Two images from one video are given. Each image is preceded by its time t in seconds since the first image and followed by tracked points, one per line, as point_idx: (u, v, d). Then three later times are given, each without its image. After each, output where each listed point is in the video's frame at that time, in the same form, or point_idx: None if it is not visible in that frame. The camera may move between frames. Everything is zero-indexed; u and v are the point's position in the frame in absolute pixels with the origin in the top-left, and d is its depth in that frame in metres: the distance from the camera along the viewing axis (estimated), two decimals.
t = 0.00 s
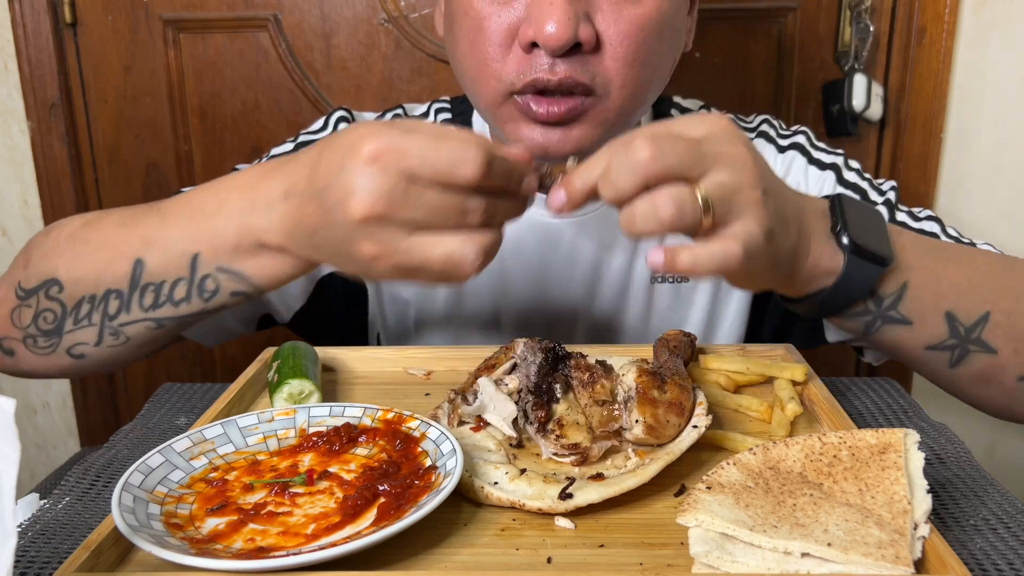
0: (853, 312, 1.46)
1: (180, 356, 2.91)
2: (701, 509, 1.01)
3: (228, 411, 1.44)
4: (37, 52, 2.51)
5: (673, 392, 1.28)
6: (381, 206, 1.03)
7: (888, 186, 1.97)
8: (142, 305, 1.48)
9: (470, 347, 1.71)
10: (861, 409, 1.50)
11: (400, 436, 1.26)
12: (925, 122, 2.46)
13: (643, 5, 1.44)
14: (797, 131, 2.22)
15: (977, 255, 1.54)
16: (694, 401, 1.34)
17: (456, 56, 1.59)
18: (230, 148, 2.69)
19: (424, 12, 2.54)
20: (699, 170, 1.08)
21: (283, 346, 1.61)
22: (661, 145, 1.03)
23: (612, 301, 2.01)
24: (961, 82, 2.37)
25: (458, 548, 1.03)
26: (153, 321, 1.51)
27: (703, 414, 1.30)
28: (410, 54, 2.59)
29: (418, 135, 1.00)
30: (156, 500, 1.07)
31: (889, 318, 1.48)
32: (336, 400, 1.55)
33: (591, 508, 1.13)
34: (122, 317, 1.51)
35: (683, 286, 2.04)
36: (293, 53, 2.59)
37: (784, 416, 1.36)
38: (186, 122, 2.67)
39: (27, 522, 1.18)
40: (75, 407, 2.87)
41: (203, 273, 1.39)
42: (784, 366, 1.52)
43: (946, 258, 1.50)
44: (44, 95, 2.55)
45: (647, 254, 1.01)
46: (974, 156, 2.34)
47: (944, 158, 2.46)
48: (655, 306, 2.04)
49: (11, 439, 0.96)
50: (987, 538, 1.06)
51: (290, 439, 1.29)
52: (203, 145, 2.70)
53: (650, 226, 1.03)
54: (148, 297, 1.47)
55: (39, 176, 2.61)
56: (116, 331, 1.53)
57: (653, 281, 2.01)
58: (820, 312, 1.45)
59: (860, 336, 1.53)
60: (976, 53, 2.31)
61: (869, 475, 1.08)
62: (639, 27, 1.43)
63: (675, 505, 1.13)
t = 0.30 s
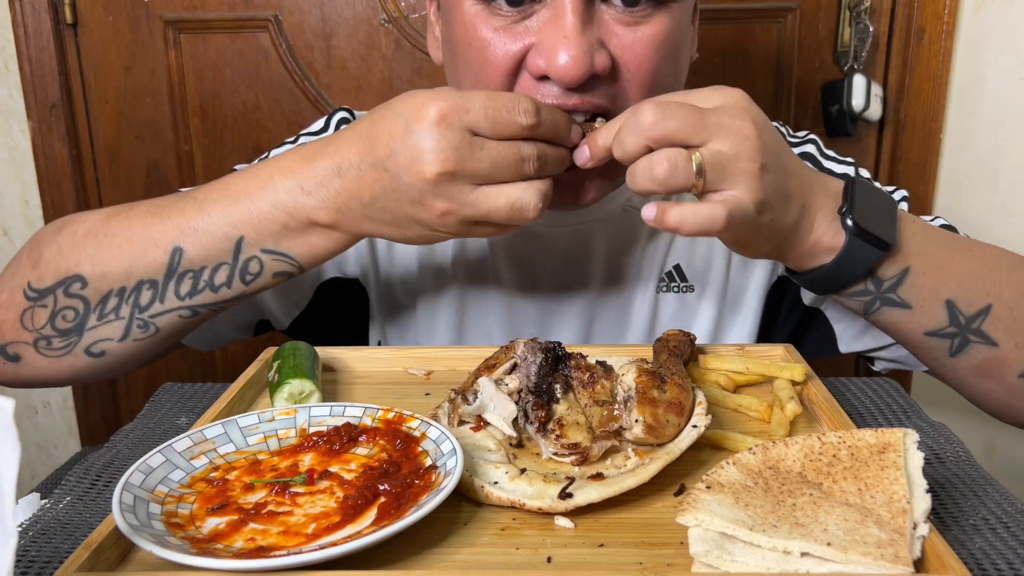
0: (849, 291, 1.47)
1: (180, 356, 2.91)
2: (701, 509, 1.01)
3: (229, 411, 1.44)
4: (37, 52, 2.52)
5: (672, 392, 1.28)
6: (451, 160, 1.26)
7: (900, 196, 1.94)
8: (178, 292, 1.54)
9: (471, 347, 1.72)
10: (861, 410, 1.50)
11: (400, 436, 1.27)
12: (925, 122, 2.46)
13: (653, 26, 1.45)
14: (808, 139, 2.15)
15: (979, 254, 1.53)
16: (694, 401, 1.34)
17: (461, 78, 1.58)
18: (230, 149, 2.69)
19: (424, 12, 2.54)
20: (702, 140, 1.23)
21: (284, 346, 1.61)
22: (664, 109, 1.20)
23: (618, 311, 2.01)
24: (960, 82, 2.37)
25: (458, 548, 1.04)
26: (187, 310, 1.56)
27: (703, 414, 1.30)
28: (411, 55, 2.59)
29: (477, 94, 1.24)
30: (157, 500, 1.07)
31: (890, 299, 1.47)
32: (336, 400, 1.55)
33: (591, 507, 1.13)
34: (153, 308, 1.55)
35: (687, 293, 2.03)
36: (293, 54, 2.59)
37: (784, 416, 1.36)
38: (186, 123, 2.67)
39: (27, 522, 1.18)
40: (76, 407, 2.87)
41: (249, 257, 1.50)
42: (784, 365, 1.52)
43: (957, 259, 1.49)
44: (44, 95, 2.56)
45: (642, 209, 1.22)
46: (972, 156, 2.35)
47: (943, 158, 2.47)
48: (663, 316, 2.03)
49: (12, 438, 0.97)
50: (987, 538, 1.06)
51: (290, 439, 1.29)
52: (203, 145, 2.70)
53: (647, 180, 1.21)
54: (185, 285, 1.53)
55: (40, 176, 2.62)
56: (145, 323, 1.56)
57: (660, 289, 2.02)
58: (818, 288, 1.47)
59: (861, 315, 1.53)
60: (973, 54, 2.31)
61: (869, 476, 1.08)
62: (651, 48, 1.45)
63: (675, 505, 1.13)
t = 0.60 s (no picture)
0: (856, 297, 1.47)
1: (180, 356, 2.91)
2: (701, 509, 1.01)
3: (229, 411, 1.44)
4: (38, 52, 2.52)
5: (672, 392, 1.28)
6: (446, 177, 1.25)
7: (903, 196, 1.95)
8: (172, 303, 1.55)
9: (471, 347, 1.72)
10: (861, 410, 1.50)
11: (400, 435, 1.27)
12: (925, 122, 2.45)
13: (659, 39, 1.46)
14: (811, 138, 2.16)
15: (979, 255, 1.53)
16: (694, 401, 1.34)
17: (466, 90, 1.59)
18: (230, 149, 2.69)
19: (424, 12, 2.54)
20: (724, 143, 1.23)
21: (284, 346, 1.61)
22: (687, 112, 1.19)
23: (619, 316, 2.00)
24: (960, 82, 2.37)
25: (458, 547, 1.04)
26: (181, 320, 1.57)
27: (703, 414, 1.30)
28: (410, 55, 2.59)
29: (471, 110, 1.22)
30: (157, 500, 1.07)
31: (896, 305, 1.48)
32: (336, 400, 1.55)
33: (590, 508, 1.13)
34: (147, 318, 1.56)
35: (692, 295, 2.04)
36: (293, 54, 2.59)
37: (784, 416, 1.36)
38: (186, 123, 2.67)
39: (28, 522, 1.18)
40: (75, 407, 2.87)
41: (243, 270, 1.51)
42: (784, 365, 1.52)
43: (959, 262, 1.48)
44: (44, 95, 2.56)
45: (667, 217, 1.16)
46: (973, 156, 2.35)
47: (944, 158, 2.46)
48: (665, 318, 2.03)
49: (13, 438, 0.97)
50: (987, 538, 1.06)
51: (290, 439, 1.29)
52: (204, 145, 2.70)
53: (673, 187, 1.17)
54: (179, 295, 1.54)
55: (40, 176, 2.62)
56: (140, 332, 1.57)
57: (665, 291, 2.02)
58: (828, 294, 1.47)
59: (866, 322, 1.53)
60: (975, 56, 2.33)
61: (869, 476, 1.08)
62: (656, 61, 1.46)
63: (674, 505, 1.13)
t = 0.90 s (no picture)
0: (935, 284, 1.39)
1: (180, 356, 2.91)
2: (701, 509, 1.01)
3: (228, 411, 1.44)
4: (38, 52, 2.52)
5: (672, 392, 1.28)
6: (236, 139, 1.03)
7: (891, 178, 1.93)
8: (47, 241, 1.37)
9: (471, 347, 1.72)
10: (861, 409, 1.50)
11: (400, 435, 1.27)
12: (925, 122, 2.44)
13: (624, 42, 1.47)
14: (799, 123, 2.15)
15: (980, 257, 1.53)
16: (694, 401, 1.34)
17: (452, 90, 1.60)
18: (230, 149, 2.70)
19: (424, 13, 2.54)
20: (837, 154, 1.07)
21: (283, 346, 1.61)
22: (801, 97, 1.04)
23: (605, 290, 2.07)
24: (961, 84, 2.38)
25: (458, 547, 1.04)
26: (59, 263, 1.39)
27: (703, 414, 1.30)
28: (411, 55, 2.59)
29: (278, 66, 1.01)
30: (157, 499, 1.07)
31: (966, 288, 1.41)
32: (336, 400, 1.55)
33: (590, 508, 1.13)
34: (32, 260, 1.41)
35: (683, 268, 2.10)
36: (293, 54, 2.59)
37: (784, 416, 1.36)
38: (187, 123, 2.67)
39: (27, 522, 1.18)
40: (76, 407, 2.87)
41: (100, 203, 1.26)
42: (783, 365, 1.52)
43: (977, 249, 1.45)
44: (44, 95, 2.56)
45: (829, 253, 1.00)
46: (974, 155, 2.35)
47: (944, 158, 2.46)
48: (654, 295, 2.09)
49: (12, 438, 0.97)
50: (987, 538, 1.06)
51: (290, 439, 1.29)
52: (204, 145, 2.70)
53: (812, 212, 0.93)
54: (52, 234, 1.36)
55: (40, 176, 2.61)
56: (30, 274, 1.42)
57: (652, 265, 2.08)
58: (912, 283, 1.39)
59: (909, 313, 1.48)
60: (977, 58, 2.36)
61: (869, 475, 1.08)
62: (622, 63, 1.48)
63: (675, 505, 1.13)
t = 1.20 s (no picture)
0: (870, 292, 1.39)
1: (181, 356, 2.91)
2: (701, 509, 1.01)
3: (229, 412, 1.44)
4: (38, 52, 2.51)
5: (672, 392, 1.28)
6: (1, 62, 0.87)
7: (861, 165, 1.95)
8: None
9: (472, 347, 1.72)
10: (860, 409, 1.50)
11: (400, 435, 1.27)
12: (925, 121, 2.44)
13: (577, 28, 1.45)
14: (769, 114, 2.15)
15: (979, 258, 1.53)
16: (694, 401, 1.34)
17: (428, 101, 1.62)
18: (229, 150, 2.70)
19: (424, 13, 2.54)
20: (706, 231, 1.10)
21: (284, 346, 1.61)
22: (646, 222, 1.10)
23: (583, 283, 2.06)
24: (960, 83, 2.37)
25: (459, 547, 1.04)
26: None
27: (703, 414, 1.30)
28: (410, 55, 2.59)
29: None
30: (157, 499, 1.07)
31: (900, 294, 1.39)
32: (336, 399, 1.55)
33: (590, 508, 1.13)
34: None
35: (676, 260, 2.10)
36: (293, 54, 2.59)
37: (784, 416, 1.36)
38: (186, 122, 2.67)
39: (27, 522, 1.18)
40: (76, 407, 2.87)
41: None
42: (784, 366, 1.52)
43: (977, 245, 1.46)
44: (44, 95, 2.55)
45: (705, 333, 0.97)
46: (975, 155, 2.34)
47: (945, 158, 2.46)
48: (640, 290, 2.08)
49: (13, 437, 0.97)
50: (987, 538, 1.06)
51: (290, 439, 1.29)
52: (203, 146, 2.70)
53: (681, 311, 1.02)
54: None
55: (40, 176, 2.61)
56: None
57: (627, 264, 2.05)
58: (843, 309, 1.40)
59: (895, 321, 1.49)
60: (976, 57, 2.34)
61: (869, 475, 1.08)
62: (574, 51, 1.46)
63: (675, 505, 1.13)
